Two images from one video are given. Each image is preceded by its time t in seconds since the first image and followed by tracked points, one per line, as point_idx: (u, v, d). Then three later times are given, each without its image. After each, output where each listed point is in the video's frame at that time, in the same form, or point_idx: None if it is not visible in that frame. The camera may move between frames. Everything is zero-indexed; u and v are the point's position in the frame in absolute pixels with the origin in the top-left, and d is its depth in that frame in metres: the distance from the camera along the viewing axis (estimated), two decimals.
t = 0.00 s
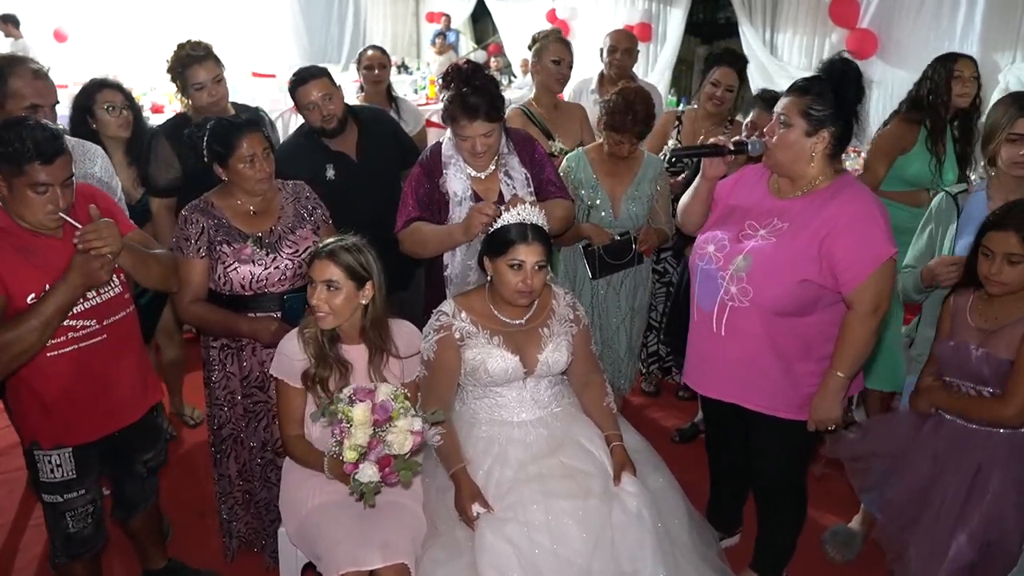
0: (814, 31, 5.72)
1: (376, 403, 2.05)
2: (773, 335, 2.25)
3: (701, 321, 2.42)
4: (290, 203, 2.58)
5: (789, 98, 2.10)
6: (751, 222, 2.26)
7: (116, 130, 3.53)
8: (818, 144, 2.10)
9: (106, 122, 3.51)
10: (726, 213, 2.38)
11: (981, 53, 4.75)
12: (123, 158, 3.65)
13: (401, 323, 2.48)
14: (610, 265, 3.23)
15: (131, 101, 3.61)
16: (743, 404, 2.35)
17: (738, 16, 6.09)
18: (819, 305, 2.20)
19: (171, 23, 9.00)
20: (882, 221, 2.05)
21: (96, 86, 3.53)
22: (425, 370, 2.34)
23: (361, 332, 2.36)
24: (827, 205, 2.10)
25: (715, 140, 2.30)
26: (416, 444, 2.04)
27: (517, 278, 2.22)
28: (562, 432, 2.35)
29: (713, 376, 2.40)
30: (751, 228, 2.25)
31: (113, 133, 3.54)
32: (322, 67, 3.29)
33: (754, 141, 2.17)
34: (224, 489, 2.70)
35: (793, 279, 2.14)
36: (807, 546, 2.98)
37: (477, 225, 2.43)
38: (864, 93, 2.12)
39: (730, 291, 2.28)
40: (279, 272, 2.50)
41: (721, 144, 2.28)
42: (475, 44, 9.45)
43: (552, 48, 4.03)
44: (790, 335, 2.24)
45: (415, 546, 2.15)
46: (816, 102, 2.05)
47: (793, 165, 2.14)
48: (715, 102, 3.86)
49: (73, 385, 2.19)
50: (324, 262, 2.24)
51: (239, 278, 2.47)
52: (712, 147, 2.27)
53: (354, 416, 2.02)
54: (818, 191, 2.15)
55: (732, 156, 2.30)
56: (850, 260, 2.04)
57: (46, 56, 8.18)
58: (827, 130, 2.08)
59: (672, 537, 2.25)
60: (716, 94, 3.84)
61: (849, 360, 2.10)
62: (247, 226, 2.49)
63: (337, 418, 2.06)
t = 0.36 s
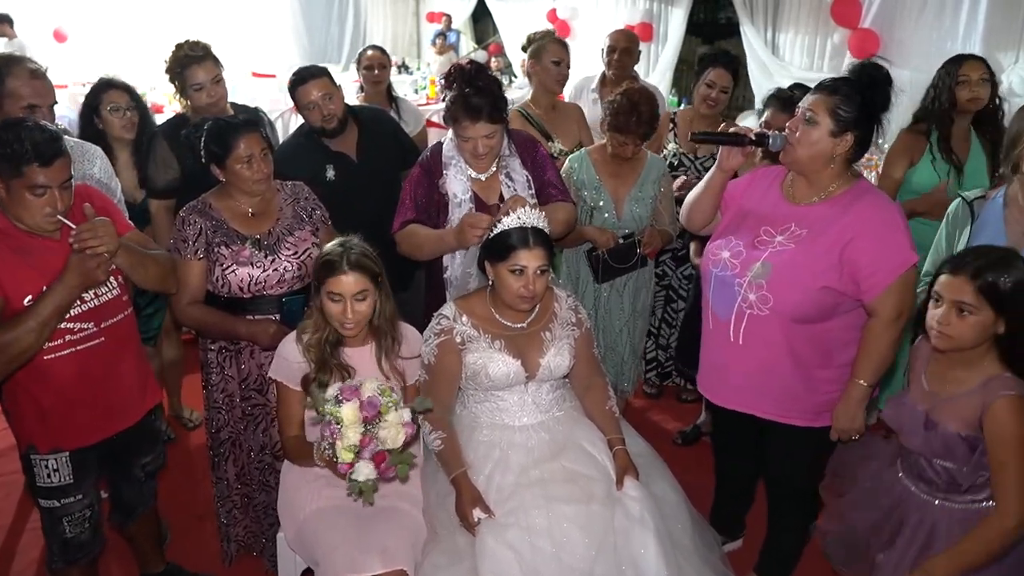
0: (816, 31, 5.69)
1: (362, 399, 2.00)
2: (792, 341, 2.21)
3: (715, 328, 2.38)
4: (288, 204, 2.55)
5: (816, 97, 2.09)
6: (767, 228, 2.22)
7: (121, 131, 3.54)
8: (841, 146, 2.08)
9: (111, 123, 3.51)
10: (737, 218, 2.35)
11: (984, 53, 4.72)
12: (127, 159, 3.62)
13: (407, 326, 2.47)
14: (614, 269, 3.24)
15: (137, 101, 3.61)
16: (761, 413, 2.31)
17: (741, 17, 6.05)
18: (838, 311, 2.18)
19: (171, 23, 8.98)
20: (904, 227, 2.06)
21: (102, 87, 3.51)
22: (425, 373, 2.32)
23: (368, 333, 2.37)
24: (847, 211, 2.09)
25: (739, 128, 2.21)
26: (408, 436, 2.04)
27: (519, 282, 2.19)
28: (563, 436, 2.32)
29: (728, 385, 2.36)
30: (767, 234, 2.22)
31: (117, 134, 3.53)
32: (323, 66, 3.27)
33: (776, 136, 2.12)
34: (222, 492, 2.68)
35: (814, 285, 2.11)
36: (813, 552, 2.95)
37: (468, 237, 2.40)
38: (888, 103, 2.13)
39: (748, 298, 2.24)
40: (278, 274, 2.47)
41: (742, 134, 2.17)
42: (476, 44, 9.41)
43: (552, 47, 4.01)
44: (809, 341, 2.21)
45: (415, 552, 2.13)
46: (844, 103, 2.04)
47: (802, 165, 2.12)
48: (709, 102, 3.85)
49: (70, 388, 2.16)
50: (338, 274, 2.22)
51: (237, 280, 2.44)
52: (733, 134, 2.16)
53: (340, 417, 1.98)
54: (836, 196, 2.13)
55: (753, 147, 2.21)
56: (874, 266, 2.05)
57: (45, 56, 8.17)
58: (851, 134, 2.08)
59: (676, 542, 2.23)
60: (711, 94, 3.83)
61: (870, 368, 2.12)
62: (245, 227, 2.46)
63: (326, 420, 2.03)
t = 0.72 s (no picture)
0: (817, 31, 5.65)
1: (327, 408, 2.05)
2: (805, 345, 2.20)
3: (722, 333, 2.35)
4: (288, 204, 2.54)
5: (826, 98, 2.10)
6: (778, 230, 2.21)
7: (121, 130, 3.52)
8: (851, 149, 2.09)
9: (109, 123, 3.49)
10: (744, 220, 2.32)
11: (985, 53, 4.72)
12: (128, 159, 3.61)
13: (407, 327, 2.46)
14: (617, 270, 3.22)
15: (138, 101, 3.59)
16: (771, 418, 2.29)
17: (743, 17, 6.07)
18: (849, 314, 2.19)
19: (172, 23, 8.97)
20: (917, 229, 2.08)
21: (100, 86, 3.48)
22: (427, 374, 2.30)
23: (368, 335, 2.37)
24: (861, 213, 2.10)
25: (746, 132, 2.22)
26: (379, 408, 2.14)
27: (522, 284, 2.18)
28: (566, 438, 2.31)
29: (735, 391, 2.33)
30: (778, 236, 2.21)
31: (116, 133, 3.50)
32: (323, 66, 3.25)
33: (785, 137, 2.13)
34: (222, 493, 2.67)
35: (830, 287, 2.11)
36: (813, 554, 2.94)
37: (468, 238, 2.41)
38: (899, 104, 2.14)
39: (761, 302, 2.21)
40: (278, 275, 2.47)
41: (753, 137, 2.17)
42: (476, 44, 9.40)
43: (552, 46, 4.01)
44: (821, 344, 2.21)
45: (416, 554, 2.12)
46: (856, 106, 2.05)
47: (807, 163, 2.12)
48: (699, 100, 3.83)
49: (71, 389, 2.15)
50: (336, 285, 2.22)
51: (237, 281, 2.43)
52: (745, 137, 2.16)
53: (324, 434, 2.01)
54: (848, 199, 2.14)
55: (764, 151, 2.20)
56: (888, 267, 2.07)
57: (45, 56, 8.18)
58: (861, 136, 2.09)
59: (678, 545, 2.22)
60: (701, 91, 3.82)
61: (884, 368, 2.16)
62: (244, 228, 2.45)
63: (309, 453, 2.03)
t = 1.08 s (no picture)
0: (818, 30, 5.66)
1: (336, 403, 2.07)
2: (814, 346, 2.20)
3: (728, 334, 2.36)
4: (293, 204, 2.55)
5: (829, 99, 2.10)
6: (783, 231, 2.22)
7: (124, 132, 3.54)
8: (857, 149, 2.11)
9: (114, 125, 3.51)
10: (748, 221, 2.32)
11: (987, 53, 4.72)
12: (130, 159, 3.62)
13: (412, 327, 2.47)
14: (620, 272, 3.25)
15: (144, 104, 3.62)
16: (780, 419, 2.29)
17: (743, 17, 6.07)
18: (856, 313, 2.20)
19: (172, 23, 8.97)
20: (921, 228, 2.09)
21: (106, 89, 3.52)
22: (431, 373, 2.31)
23: (372, 334, 2.38)
24: (867, 213, 2.11)
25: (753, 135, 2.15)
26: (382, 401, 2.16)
27: (526, 284, 2.19)
28: (570, 437, 2.32)
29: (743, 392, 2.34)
30: (784, 237, 2.21)
31: (121, 136, 3.54)
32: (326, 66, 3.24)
33: (793, 142, 2.12)
34: (226, 492, 2.68)
35: (838, 286, 2.12)
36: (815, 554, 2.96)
37: (473, 239, 2.43)
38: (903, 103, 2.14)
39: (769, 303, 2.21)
40: (283, 275, 2.47)
41: (762, 141, 2.10)
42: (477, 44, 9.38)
43: (564, 46, 4.02)
44: (829, 345, 2.21)
45: (421, 553, 2.13)
46: (861, 105, 2.06)
47: (811, 161, 2.12)
48: (694, 101, 3.83)
49: (78, 389, 2.16)
50: (340, 288, 2.23)
51: (241, 280, 2.45)
52: (756, 141, 2.09)
53: (333, 426, 2.04)
54: (853, 198, 2.14)
55: (769, 156, 2.15)
56: (894, 266, 2.07)
57: (46, 56, 8.20)
58: (865, 136, 2.10)
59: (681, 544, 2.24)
60: (695, 93, 3.81)
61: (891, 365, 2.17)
62: (249, 228, 2.46)
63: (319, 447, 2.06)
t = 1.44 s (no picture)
0: (817, 31, 5.67)
1: (334, 406, 2.09)
2: (813, 342, 2.22)
3: (727, 333, 2.38)
4: (293, 203, 2.57)
5: (817, 99, 2.13)
6: (780, 229, 2.23)
7: (118, 134, 3.54)
8: (850, 143, 2.13)
9: (109, 126, 3.52)
10: (745, 221, 2.34)
11: (986, 53, 4.73)
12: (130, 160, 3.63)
13: (412, 326, 2.50)
14: (621, 272, 3.27)
15: (138, 108, 3.63)
16: (782, 416, 2.31)
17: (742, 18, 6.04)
18: (855, 310, 2.21)
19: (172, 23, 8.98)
20: (916, 223, 2.09)
21: (102, 90, 3.54)
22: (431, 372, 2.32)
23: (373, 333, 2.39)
24: (863, 210, 2.12)
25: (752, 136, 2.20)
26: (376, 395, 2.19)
27: (522, 281, 2.20)
28: (568, 436, 2.33)
29: (744, 390, 2.36)
30: (781, 234, 2.23)
31: (115, 137, 3.54)
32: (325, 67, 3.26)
33: (788, 139, 2.13)
34: (227, 491, 2.69)
35: (836, 283, 2.13)
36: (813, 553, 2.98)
37: (475, 228, 2.43)
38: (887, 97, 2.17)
39: (769, 300, 2.23)
40: (284, 274, 2.49)
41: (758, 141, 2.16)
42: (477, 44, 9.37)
43: (572, 46, 4.03)
44: (828, 342, 2.23)
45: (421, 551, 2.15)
46: (850, 101, 2.08)
47: (806, 160, 2.14)
48: (698, 99, 3.83)
49: (80, 387, 2.18)
50: (346, 285, 2.25)
51: (243, 280, 2.46)
52: (751, 141, 2.14)
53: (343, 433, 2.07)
54: (848, 196, 2.16)
55: (766, 154, 2.19)
56: (892, 262, 2.08)
57: (47, 57, 8.21)
58: (856, 130, 2.13)
59: (680, 543, 2.25)
60: (699, 90, 3.81)
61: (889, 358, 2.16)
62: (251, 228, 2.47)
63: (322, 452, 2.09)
